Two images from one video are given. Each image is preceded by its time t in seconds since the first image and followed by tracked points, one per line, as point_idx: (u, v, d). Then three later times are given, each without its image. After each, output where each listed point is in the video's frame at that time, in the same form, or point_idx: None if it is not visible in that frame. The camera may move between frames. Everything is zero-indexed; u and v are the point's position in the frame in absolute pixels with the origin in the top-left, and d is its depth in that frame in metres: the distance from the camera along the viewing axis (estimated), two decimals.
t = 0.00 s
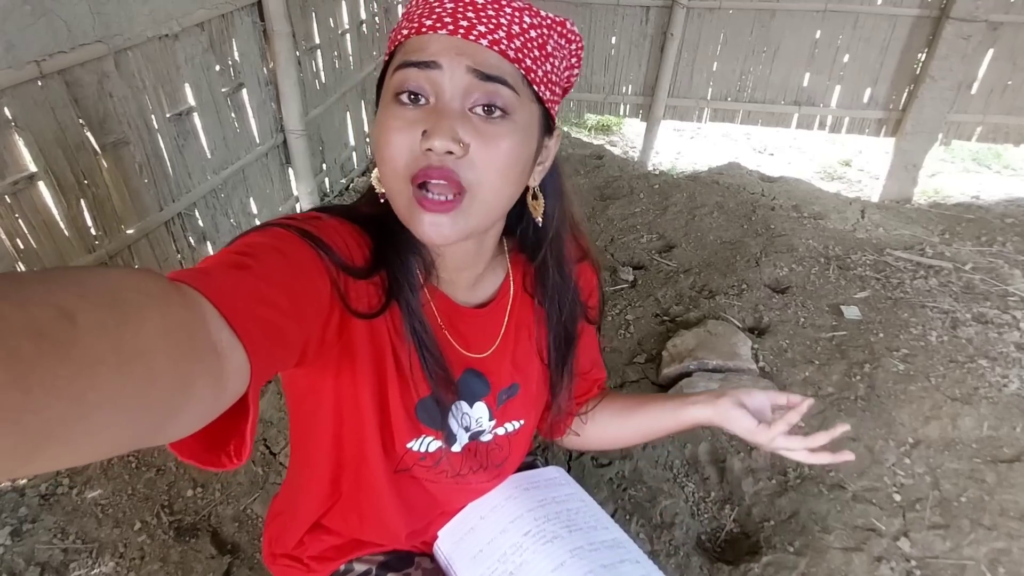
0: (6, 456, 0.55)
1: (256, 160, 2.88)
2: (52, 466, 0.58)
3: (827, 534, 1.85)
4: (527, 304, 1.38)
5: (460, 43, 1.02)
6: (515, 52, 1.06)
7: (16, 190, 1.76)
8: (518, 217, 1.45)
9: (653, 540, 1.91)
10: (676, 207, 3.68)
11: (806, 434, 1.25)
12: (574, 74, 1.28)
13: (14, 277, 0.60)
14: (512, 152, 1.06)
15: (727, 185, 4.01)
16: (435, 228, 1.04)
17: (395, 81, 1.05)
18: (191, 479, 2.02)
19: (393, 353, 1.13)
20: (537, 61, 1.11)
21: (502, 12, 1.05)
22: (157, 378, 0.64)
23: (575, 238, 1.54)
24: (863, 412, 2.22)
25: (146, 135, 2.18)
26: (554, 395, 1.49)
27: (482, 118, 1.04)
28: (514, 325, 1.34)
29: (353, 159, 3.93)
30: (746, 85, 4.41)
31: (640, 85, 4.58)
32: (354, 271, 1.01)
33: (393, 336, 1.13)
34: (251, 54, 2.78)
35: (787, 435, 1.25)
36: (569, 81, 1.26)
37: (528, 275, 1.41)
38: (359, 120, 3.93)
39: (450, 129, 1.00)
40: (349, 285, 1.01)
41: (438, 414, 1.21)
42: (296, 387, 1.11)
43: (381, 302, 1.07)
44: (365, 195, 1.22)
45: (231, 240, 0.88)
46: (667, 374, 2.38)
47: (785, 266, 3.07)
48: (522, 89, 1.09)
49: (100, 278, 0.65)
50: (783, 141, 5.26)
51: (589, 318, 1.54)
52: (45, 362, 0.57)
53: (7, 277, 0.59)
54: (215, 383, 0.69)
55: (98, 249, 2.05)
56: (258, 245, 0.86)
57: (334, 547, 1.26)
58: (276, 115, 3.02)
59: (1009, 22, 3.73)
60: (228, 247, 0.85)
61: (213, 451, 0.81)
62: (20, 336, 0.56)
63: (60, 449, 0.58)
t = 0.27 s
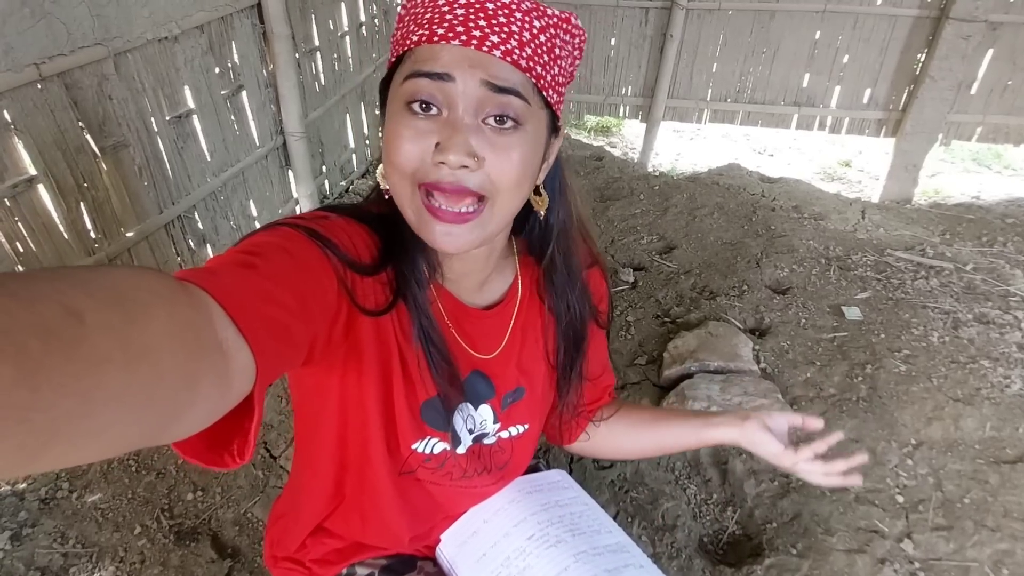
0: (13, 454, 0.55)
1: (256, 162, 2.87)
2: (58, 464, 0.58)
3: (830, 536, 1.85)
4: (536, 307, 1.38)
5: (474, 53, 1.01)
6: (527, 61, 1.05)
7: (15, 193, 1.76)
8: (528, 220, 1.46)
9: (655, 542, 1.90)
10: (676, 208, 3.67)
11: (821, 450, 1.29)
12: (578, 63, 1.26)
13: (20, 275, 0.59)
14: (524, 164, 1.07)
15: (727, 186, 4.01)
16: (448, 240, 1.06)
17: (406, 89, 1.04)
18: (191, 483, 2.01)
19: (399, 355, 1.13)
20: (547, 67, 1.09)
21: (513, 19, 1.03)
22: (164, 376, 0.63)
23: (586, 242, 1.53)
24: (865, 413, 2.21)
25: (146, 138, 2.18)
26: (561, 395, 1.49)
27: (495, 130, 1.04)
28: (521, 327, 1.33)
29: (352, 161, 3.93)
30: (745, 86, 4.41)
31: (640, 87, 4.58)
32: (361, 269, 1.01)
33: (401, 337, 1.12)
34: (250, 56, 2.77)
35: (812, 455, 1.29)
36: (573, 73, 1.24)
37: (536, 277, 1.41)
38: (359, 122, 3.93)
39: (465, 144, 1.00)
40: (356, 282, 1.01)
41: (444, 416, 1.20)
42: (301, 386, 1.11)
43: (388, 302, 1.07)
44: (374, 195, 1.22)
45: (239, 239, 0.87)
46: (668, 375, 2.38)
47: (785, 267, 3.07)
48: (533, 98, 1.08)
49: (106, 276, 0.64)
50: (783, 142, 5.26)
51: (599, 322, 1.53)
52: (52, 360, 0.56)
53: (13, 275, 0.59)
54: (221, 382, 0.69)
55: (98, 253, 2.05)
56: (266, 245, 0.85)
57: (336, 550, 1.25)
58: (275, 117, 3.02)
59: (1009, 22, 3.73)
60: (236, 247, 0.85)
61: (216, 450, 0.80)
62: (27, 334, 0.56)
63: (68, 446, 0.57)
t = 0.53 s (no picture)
0: (14, 447, 0.54)
1: (256, 162, 2.87)
2: (59, 456, 0.57)
3: (833, 535, 1.83)
4: (535, 305, 1.37)
5: (488, 61, 1.00)
6: (543, 73, 1.04)
7: (14, 193, 1.75)
8: (527, 220, 1.43)
9: (657, 542, 1.89)
10: (677, 208, 3.67)
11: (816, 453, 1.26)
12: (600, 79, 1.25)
13: (20, 266, 0.59)
14: (525, 175, 1.06)
15: (728, 185, 4.00)
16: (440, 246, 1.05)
17: (418, 87, 1.03)
18: (192, 484, 2.00)
19: (399, 350, 1.12)
20: (564, 80, 1.09)
21: (534, 29, 1.02)
22: (164, 369, 0.63)
23: (585, 244, 1.52)
24: (869, 412, 2.20)
25: (145, 138, 2.17)
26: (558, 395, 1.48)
27: (500, 140, 1.03)
28: (521, 324, 1.32)
29: (352, 161, 3.93)
30: (745, 85, 4.40)
31: (640, 86, 4.58)
32: (360, 263, 1.00)
33: (400, 333, 1.11)
34: (250, 57, 2.77)
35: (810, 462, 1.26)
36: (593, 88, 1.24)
37: (536, 278, 1.40)
38: (359, 123, 3.93)
39: (466, 152, 0.99)
40: (355, 276, 1.00)
41: (442, 412, 1.20)
42: (300, 381, 1.10)
43: (387, 296, 1.06)
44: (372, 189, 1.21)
45: (237, 233, 0.87)
46: (670, 374, 2.37)
47: (787, 266, 3.06)
48: (544, 112, 1.07)
49: (106, 268, 0.63)
50: (783, 141, 5.25)
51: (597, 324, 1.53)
52: (52, 353, 0.56)
53: (13, 268, 0.58)
54: (221, 376, 0.68)
55: (97, 253, 2.04)
56: (264, 238, 0.85)
57: (335, 548, 1.25)
58: (275, 118, 3.01)
59: (1009, 20, 3.72)
60: (234, 240, 0.84)
61: (216, 443, 0.79)
62: (27, 327, 0.55)
63: (69, 439, 0.57)
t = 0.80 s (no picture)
0: (19, 452, 0.54)
1: (256, 166, 2.87)
2: (64, 462, 0.57)
3: (835, 538, 1.83)
4: (541, 310, 1.37)
5: (490, 65, 1.00)
6: (545, 76, 1.03)
7: (14, 198, 1.76)
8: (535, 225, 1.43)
9: (659, 546, 1.89)
10: (677, 211, 3.67)
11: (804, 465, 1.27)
12: (603, 80, 1.25)
13: (26, 271, 0.59)
14: (530, 178, 1.06)
15: (727, 188, 4.00)
16: (448, 252, 1.05)
17: (421, 93, 1.04)
18: (192, 488, 2.00)
19: (404, 355, 1.12)
20: (566, 83, 1.08)
21: (535, 32, 1.02)
22: (169, 374, 0.62)
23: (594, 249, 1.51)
24: (869, 414, 2.20)
25: (145, 142, 2.17)
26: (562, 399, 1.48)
27: (504, 143, 1.03)
28: (525, 329, 1.32)
29: (352, 165, 3.93)
30: (745, 89, 4.41)
31: (639, 90, 4.58)
32: (366, 267, 1.00)
33: (405, 338, 1.11)
34: (250, 61, 2.77)
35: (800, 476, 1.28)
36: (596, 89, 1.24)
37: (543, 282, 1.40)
38: (359, 127, 3.93)
39: (471, 156, 0.99)
40: (362, 281, 1.00)
41: (447, 416, 1.20)
42: (305, 384, 1.10)
43: (393, 301, 1.06)
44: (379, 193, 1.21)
45: (245, 238, 0.87)
46: (671, 378, 2.37)
47: (787, 269, 3.06)
48: (547, 114, 1.07)
49: (111, 273, 0.63)
50: (782, 144, 5.26)
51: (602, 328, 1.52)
52: (58, 358, 0.56)
53: (18, 273, 0.58)
54: (226, 380, 0.68)
55: (98, 257, 2.04)
56: (272, 243, 0.85)
57: (337, 553, 1.24)
58: (275, 121, 3.02)
59: (1008, 23, 3.73)
60: (241, 245, 0.84)
61: (221, 447, 0.79)
62: (33, 332, 0.55)
63: (74, 444, 0.57)
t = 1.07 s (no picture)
0: (15, 450, 0.54)
1: (254, 165, 2.87)
2: (60, 459, 0.57)
3: (832, 536, 1.83)
4: (538, 306, 1.37)
5: (469, 49, 1.00)
6: (524, 55, 1.03)
7: (11, 195, 1.75)
8: (531, 217, 1.45)
9: (656, 543, 1.88)
10: (675, 210, 3.67)
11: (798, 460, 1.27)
12: (582, 59, 1.24)
13: (20, 269, 0.59)
14: (523, 159, 1.06)
15: (726, 188, 4.01)
16: (447, 238, 1.06)
17: (405, 86, 1.04)
18: (188, 486, 2.00)
19: (400, 351, 1.12)
20: (546, 61, 1.08)
21: (510, 13, 1.01)
22: (165, 371, 0.62)
23: (588, 242, 1.52)
24: (867, 412, 2.20)
25: (143, 141, 2.17)
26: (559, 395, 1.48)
27: (492, 126, 1.04)
28: (522, 326, 1.32)
29: (350, 165, 3.93)
30: (743, 89, 4.41)
31: (638, 90, 4.59)
32: (362, 262, 1.00)
33: (401, 334, 1.11)
34: (248, 60, 2.77)
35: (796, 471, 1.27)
36: (576, 69, 1.23)
37: (541, 276, 1.40)
38: (357, 127, 3.93)
39: (460, 141, 1.00)
40: (358, 277, 1.00)
41: (443, 412, 1.19)
42: (301, 379, 1.10)
43: (389, 298, 1.06)
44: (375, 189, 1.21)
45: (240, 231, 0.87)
46: (669, 376, 2.37)
47: (785, 268, 3.06)
48: (531, 93, 1.07)
49: (106, 271, 0.63)
50: (781, 144, 5.26)
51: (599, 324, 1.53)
52: (54, 355, 0.56)
53: (13, 270, 0.58)
54: (222, 376, 0.67)
55: (94, 255, 2.04)
56: (267, 237, 0.85)
57: (332, 549, 1.24)
58: (273, 121, 3.02)
59: (1005, 23, 3.74)
60: (237, 238, 0.84)
61: (216, 442, 0.79)
62: (28, 330, 0.55)
63: (71, 441, 0.57)
